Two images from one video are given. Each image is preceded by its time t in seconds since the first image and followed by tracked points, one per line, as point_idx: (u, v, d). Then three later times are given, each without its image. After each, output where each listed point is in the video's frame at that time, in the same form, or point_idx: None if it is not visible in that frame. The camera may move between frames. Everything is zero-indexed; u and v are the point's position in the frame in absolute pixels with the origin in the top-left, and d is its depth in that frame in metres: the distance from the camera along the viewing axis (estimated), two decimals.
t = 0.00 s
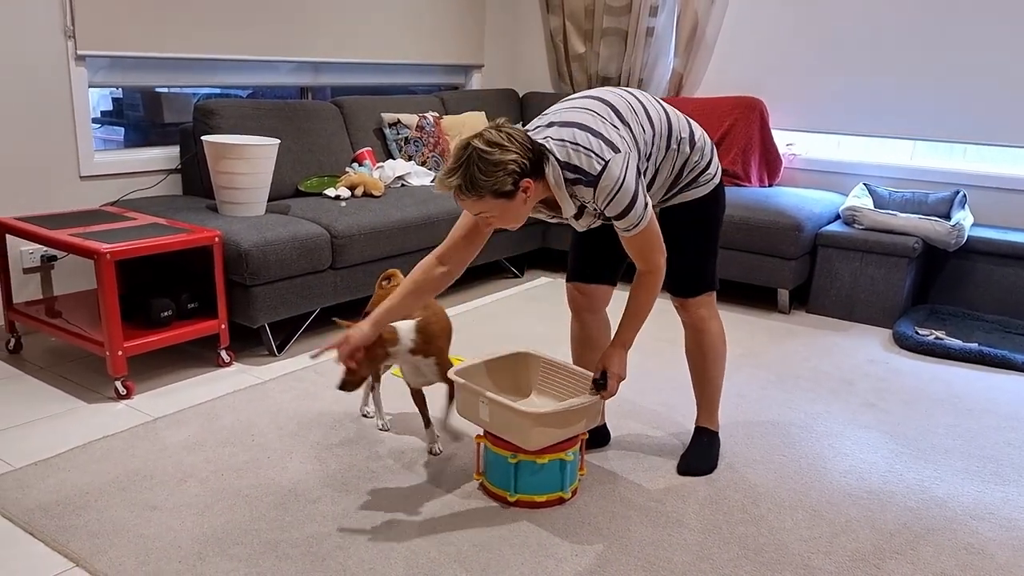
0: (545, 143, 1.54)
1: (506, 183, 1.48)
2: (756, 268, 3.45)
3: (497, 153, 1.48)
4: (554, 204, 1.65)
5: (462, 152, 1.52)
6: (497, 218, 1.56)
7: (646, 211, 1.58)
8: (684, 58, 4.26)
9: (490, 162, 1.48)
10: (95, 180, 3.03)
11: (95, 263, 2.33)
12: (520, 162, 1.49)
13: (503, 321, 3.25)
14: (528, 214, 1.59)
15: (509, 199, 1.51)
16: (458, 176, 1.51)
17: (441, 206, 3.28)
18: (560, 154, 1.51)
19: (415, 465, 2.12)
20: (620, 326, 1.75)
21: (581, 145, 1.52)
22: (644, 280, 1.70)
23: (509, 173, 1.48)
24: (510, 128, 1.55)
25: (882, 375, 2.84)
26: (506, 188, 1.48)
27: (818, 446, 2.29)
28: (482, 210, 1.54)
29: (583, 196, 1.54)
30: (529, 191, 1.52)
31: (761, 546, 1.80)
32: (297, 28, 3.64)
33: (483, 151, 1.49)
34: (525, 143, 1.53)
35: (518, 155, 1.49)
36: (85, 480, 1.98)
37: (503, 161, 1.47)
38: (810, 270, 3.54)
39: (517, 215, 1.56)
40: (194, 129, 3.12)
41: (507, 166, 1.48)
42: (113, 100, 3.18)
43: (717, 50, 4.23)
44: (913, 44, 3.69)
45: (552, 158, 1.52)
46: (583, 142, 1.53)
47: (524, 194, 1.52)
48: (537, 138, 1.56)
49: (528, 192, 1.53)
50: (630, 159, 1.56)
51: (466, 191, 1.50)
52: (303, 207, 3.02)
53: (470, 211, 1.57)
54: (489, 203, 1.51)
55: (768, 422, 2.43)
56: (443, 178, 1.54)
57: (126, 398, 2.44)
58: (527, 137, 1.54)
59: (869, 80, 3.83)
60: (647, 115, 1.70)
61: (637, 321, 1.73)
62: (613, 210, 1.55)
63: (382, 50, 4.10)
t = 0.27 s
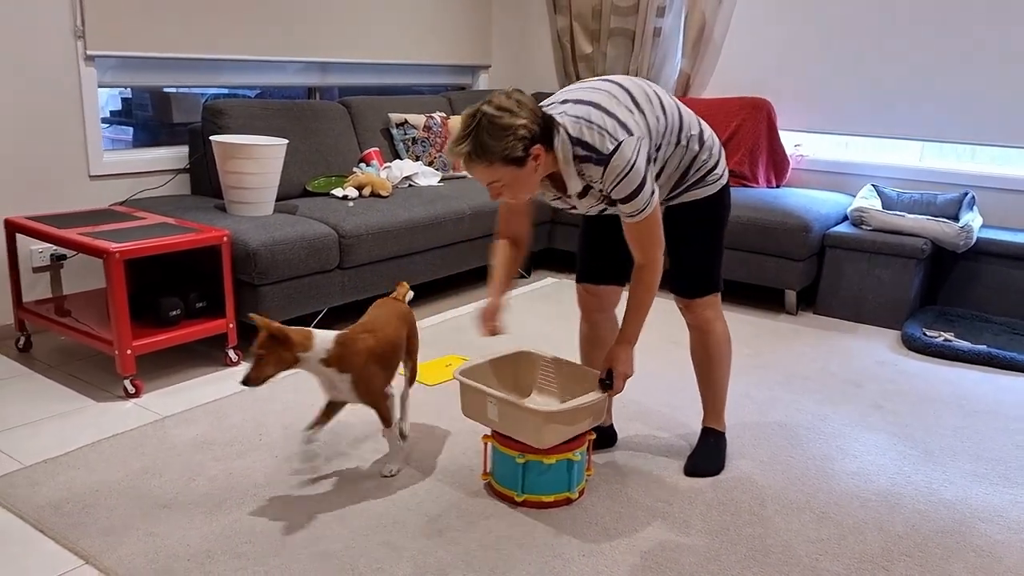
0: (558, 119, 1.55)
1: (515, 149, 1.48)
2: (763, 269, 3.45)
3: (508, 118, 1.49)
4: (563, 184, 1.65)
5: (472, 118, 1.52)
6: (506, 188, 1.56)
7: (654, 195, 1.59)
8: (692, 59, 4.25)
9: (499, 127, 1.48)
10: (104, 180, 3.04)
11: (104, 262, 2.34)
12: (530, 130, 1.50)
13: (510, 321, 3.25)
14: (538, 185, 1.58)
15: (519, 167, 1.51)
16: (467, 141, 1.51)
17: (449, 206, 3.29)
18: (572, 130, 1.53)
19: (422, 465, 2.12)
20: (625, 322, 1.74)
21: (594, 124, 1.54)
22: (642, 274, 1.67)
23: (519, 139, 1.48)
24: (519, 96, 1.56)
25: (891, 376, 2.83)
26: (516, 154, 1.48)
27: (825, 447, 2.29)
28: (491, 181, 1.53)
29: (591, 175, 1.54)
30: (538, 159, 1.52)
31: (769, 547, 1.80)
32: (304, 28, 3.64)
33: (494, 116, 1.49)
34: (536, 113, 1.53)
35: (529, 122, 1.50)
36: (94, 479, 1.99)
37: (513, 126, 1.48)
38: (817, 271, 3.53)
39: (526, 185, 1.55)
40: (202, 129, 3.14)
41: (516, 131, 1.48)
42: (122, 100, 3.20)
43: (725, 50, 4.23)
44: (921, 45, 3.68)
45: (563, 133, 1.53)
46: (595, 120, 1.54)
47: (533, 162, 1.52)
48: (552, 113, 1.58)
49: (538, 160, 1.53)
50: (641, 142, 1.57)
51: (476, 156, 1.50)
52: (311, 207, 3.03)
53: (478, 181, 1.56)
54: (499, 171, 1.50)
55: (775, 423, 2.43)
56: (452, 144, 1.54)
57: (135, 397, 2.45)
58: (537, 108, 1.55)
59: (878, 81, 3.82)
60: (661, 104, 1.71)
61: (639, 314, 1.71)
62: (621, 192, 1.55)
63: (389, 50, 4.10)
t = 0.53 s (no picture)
0: (617, 86, 1.59)
1: (570, 101, 1.51)
2: (801, 271, 3.41)
3: (567, 71, 1.53)
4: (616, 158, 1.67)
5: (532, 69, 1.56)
6: (558, 143, 1.57)
7: (711, 167, 1.59)
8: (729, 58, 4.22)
9: (557, 77, 1.52)
10: (148, 179, 3.10)
11: (148, 260, 2.39)
12: (586, 84, 1.53)
13: (545, 322, 3.26)
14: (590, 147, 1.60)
15: (572, 120, 1.53)
16: (525, 88, 1.54)
17: (485, 206, 3.30)
18: (631, 96, 1.56)
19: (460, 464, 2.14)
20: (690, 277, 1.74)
21: (655, 92, 1.56)
22: (715, 233, 1.68)
23: (574, 92, 1.52)
24: (579, 56, 1.60)
25: (933, 380, 2.78)
26: (570, 105, 1.51)
27: (867, 451, 2.26)
28: (542, 132, 1.56)
29: (646, 143, 1.56)
30: (591, 118, 1.54)
31: (808, 551, 1.78)
32: (342, 29, 3.68)
33: (554, 68, 1.53)
34: (596, 71, 1.57)
35: (587, 77, 1.53)
36: (139, 473, 2.03)
37: (570, 78, 1.52)
38: (857, 273, 3.48)
39: (578, 141, 1.57)
40: (243, 130, 3.19)
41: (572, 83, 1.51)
42: (164, 102, 3.27)
43: (763, 50, 4.19)
44: (966, 43, 3.61)
45: (621, 97, 1.56)
46: (656, 89, 1.58)
47: (586, 120, 1.54)
48: (614, 81, 1.61)
49: (591, 120, 1.55)
50: (700, 115, 1.58)
51: (531, 103, 1.53)
52: (350, 207, 3.06)
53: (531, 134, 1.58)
54: (551, 120, 1.53)
55: (815, 427, 2.40)
56: (510, 93, 1.57)
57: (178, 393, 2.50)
58: (598, 68, 1.59)
59: (920, 80, 3.76)
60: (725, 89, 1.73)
61: (703, 272, 1.71)
62: (678, 161, 1.56)
63: (426, 51, 4.12)
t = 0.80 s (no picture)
0: (768, 44, 1.67)
1: (714, 32, 1.56)
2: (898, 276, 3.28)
3: (718, 7, 1.58)
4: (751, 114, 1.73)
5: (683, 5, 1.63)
6: (693, 78, 1.62)
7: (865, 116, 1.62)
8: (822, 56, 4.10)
9: (706, 11, 1.58)
10: (245, 178, 3.22)
11: (246, 255, 2.48)
12: (735, 23, 1.58)
13: (628, 323, 3.23)
14: (728, 93, 1.65)
15: (713, 53, 1.58)
16: (672, 18, 1.61)
17: (570, 206, 3.29)
18: (780, 53, 1.64)
19: (545, 464, 2.15)
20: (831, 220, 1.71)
21: (802, 50, 1.65)
22: (867, 182, 1.68)
23: (719, 25, 1.57)
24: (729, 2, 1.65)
25: None
26: (713, 37, 1.56)
27: (971, 466, 2.16)
28: (680, 63, 1.61)
29: (791, 95, 1.63)
30: (731, 54, 1.59)
31: (908, 566, 1.72)
32: (431, 31, 3.73)
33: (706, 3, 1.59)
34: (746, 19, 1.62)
35: (736, 16, 1.58)
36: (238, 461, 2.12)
37: (719, 13, 1.57)
38: (958, 279, 3.33)
39: (713, 78, 1.61)
40: (335, 130, 3.27)
41: (721, 17, 1.57)
42: (261, 102, 3.37)
43: (859, 47, 4.05)
44: None
45: (769, 53, 1.64)
46: (806, 48, 1.65)
47: (726, 56, 1.59)
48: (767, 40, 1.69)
49: (730, 57, 1.59)
50: (850, 75, 1.64)
51: (675, 29, 1.59)
52: (438, 206, 3.11)
53: (669, 65, 1.64)
54: (689, 50, 1.58)
55: (914, 438, 2.31)
56: (657, 22, 1.64)
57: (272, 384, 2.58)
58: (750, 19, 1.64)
59: None
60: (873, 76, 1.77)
61: (849, 213, 1.69)
62: (826, 113, 1.61)
63: (512, 51, 4.14)
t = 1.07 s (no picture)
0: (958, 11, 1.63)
1: None
2: None
3: None
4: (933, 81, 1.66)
5: None
6: (874, 32, 1.56)
7: None
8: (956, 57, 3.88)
9: None
10: (364, 175, 3.33)
11: (365, 250, 2.55)
12: None
13: (738, 330, 3.15)
14: (911, 50, 1.59)
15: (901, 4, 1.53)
16: None
17: (683, 209, 3.24)
18: (972, 18, 1.60)
19: (654, 467, 2.13)
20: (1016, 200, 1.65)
21: (990, 21, 1.60)
22: None
23: None
24: None
25: None
26: None
27: None
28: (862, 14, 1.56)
29: (982, 59, 1.57)
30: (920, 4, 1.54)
31: None
32: (546, 32, 3.75)
33: None
34: None
35: None
36: (354, 447, 2.19)
37: None
38: None
39: (893, 31, 1.56)
40: (451, 129, 3.34)
41: None
42: (379, 101, 3.44)
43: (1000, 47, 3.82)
44: None
45: (961, 17, 1.60)
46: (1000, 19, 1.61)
47: (914, 7, 1.54)
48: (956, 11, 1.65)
49: (919, 7, 1.55)
50: None
51: None
52: (550, 206, 3.12)
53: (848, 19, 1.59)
54: None
55: None
56: None
57: (385, 375, 2.66)
58: None
59: None
60: None
61: None
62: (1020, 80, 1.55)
63: (626, 52, 4.12)
